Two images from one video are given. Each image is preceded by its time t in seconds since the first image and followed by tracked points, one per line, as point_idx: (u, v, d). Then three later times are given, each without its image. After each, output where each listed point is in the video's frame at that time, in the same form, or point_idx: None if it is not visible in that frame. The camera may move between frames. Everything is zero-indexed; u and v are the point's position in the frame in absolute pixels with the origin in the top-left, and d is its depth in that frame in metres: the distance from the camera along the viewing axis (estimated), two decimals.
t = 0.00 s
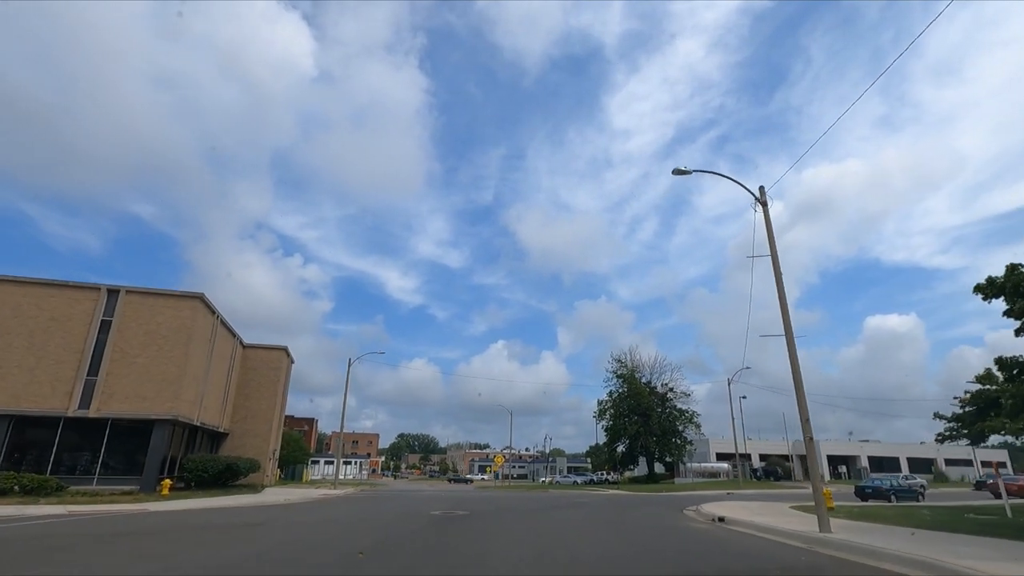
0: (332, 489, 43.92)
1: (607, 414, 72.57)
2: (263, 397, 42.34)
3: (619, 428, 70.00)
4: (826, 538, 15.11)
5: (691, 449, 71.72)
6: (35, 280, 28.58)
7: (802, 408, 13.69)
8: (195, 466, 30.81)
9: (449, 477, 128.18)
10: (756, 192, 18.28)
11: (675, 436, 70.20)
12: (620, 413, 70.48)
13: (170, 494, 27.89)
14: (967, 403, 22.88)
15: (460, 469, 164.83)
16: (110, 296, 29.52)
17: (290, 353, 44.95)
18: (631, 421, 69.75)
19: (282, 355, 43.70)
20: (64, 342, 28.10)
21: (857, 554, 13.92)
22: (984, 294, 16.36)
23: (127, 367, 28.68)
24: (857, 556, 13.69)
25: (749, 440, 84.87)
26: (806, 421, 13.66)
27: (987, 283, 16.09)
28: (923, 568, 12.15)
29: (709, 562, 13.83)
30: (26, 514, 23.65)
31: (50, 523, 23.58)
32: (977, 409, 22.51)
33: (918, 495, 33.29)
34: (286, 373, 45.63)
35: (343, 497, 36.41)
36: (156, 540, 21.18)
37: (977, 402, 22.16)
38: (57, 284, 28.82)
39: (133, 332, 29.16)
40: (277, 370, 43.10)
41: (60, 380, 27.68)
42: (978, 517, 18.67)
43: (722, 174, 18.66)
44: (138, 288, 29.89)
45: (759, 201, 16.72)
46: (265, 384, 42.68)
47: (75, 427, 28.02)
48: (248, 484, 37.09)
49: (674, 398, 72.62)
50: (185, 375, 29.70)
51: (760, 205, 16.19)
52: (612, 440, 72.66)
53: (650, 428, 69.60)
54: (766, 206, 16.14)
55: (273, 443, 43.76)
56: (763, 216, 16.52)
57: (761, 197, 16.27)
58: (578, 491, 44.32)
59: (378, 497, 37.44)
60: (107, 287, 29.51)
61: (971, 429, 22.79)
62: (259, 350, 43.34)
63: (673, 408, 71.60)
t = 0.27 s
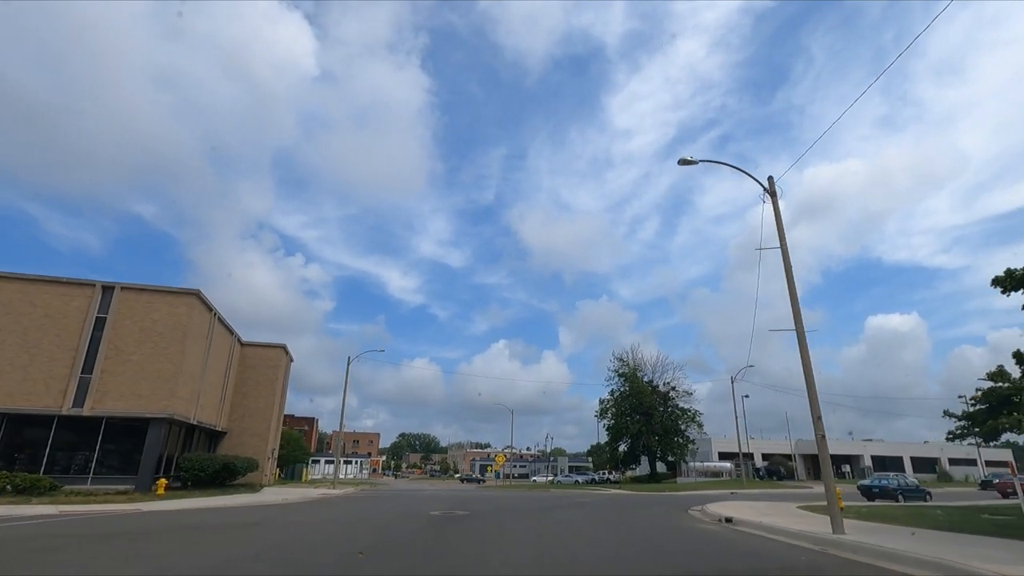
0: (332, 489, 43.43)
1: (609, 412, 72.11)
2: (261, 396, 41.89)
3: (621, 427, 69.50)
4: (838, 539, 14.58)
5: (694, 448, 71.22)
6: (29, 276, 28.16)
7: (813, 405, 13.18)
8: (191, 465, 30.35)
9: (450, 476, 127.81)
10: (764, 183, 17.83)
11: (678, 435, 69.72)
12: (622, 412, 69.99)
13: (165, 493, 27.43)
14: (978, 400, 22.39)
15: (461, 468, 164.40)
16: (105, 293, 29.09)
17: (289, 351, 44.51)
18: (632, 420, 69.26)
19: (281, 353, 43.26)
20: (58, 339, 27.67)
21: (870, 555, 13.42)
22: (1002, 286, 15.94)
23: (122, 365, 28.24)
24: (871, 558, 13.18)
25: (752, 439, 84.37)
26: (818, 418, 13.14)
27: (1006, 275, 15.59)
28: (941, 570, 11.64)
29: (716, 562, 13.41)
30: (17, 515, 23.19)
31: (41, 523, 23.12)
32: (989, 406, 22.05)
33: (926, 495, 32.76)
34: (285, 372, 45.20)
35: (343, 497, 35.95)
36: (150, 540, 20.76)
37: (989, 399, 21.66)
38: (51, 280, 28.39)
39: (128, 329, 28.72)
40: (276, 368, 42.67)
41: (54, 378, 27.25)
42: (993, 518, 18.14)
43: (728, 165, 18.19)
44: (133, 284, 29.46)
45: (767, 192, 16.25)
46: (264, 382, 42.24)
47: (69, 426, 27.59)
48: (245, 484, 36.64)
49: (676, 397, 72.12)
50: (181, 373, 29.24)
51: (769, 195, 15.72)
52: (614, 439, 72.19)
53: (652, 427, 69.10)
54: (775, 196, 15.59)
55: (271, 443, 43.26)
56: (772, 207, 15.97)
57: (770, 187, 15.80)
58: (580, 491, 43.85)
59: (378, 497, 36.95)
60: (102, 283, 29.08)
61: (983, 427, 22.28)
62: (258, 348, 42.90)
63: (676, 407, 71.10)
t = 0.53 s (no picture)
0: (331, 489, 42.88)
1: (611, 412, 71.56)
2: (259, 395, 41.39)
3: (623, 427, 68.88)
4: (854, 543, 13.95)
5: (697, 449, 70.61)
6: (22, 273, 27.70)
7: (828, 403, 12.60)
8: (187, 465, 29.84)
9: (451, 476, 127.36)
10: (773, 175, 17.22)
11: (680, 435, 69.12)
12: (624, 412, 69.41)
13: (160, 493, 26.91)
14: (991, 400, 21.77)
15: (462, 469, 163.88)
16: (99, 290, 28.60)
17: (288, 349, 43.99)
18: (635, 420, 68.66)
19: (280, 352, 42.76)
20: (51, 337, 27.20)
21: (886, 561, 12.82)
22: None
23: (116, 363, 27.75)
24: (888, 564, 12.56)
25: (755, 439, 83.79)
26: (832, 417, 12.58)
27: None
28: None
29: (725, 564, 12.87)
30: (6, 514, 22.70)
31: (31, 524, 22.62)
32: (1002, 406, 21.46)
33: (935, 497, 32.12)
34: (284, 370, 44.68)
35: (342, 497, 35.46)
36: (141, 541, 20.23)
37: (1003, 399, 21.03)
38: (45, 277, 27.92)
39: (123, 327, 28.24)
40: (274, 367, 42.16)
41: (46, 376, 26.78)
42: (1010, 521, 17.53)
43: (737, 156, 17.58)
44: (128, 281, 28.97)
45: (777, 183, 15.65)
46: (262, 381, 41.73)
47: (63, 424, 27.11)
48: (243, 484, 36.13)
49: (679, 397, 71.52)
50: (178, 371, 28.76)
51: (781, 186, 15.12)
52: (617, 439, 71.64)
53: (654, 427, 68.49)
54: (787, 187, 14.91)
55: (270, 442, 42.74)
56: (784, 199, 15.30)
57: (781, 178, 15.20)
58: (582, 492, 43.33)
59: (378, 498, 36.44)
60: (96, 280, 28.59)
61: (996, 427, 21.66)
62: (256, 346, 42.39)
63: (678, 407, 70.50)
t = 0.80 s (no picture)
0: (329, 492, 42.25)
1: (613, 415, 70.92)
2: (257, 397, 40.85)
3: (625, 429, 68.24)
4: (873, 550, 13.32)
5: (700, 452, 69.89)
6: (15, 272, 27.19)
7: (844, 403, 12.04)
8: (182, 468, 29.28)
9: (451, 479, 126.70)
10: (783, 168, 16.65)
11: (683, 438, 68.43)
12: (626, 415, 68.78)
13: (153, 497, 26.37)
14: (1005, 401, 21.18)
15: (462, 472, 163.21)
16: (93, 289, 28.08)
17: (286, 351, 43.48)
18: (637, 423, 68.03)
19: (277, 353, 42.27)
20: (44, 337, 26.66)
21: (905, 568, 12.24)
22: None
23: (109, 363, 27.23)
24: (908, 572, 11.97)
25: (758, 442, 83.08)
26: (848, 418, 12.02)
27: None
28: None
29: (736, 570, 12.23)
30: None
31: (20, 529, 22.05)
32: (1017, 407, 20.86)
33: (945, 501, 31.49)
34: (282, 372, 44.20)
35: (340, 500, 34.88)
36: (132, 545, 19.71)
37: (1018, 400, 20.45)
38: (38, 276, 27.39)
39: (116, 327, 27.72)
40: (272, 369, 41.68)
41: (38, 377, 26.23)
42: None
43: (745, 148, 17.01)
44: (123, 280, 28.46)
45: (788, 175, 15.08)
46: (259, 383, 41.23)
47: (55, 426, 26.56)
48: (239, 487, 35.56)
49: (681, 399, 70.88)
50: (172, 372, 28.22)
51: (792, 177, 14.55)
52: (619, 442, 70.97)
53: (657, 430, 67.85)
54: (799, 179, 14.37)
55: (268, 445, 42.18)
56: (795, 192, 14.74)
57: (792, 169, 14.63)
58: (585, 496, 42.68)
59: (377, 501, 35.83)
60: (90, 279, 28.07)
61: (1011, 429, 21.06)
62: (254, 348, 41.91)
63: (680, 410, 69.86)
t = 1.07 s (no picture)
0: (326, 496, 41.49)
1: (616, 418, 70.21)
2: (253, 399, 40.23)
3: (628, 432, 67.48)
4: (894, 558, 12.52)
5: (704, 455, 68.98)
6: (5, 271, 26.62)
7: (864, 402, 11.36)
8: (175, 471, 28.62)
9: (453, 483, 125.96)
10: (795, 158, 15.98)
11: (686, 441, 67.63)
12: (629, 418, 68.04)
13: (145, 501, 25.73)
14: None
15: (464, 475, 162.44)
16: (85, 288, 27.49)
17: (283, 352, 42.85)
18: (640, 426, 67.27)
19: (275, 355, 41.66)
20: (34, 338, 26.08)
21: None
22: None
23: (101, 364, 26.64)
24: None
25: (762, 445, 82.25)
26: (869, 418, 11.34)
27: None
28: None
29: (750, 574, 11.51)
30: None
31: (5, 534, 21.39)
32: None
33: (957, 505, 30.74)
34: (280, 373, 43.67)
35: (338, 504, 34.17)
36: (119, 551, 19.06)
37: None
38: (29, 275, 26.83)
39: (108, 327, 27.15)
40: (269, 370, 41.08)
41: (28, 379, 25.63)
42: None
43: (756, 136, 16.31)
44: (116, 279, 27.90)
45: (800, 164, 14.41)
46: (257, 385, 40.62)
47: (45, 428, 25.94)
48: (235, 491, 34.88)
49: (684, 402, 70.12)
50: (165, 373, 27.60)
51: (805, 166, 13.87)
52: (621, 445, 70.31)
53: (660, 433, 67.07)
54: (812, 169, 13.71)
55: (265, 448, 41.59)
56: (808, 181, 14.07)
57: (805, 158, 13.97)
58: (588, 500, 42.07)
59: (376, 505, 35.12)
60: (81, 278, 27.49)
61: None
62: (251, 349, 41.32)
63: (684, 412, 69.09)
